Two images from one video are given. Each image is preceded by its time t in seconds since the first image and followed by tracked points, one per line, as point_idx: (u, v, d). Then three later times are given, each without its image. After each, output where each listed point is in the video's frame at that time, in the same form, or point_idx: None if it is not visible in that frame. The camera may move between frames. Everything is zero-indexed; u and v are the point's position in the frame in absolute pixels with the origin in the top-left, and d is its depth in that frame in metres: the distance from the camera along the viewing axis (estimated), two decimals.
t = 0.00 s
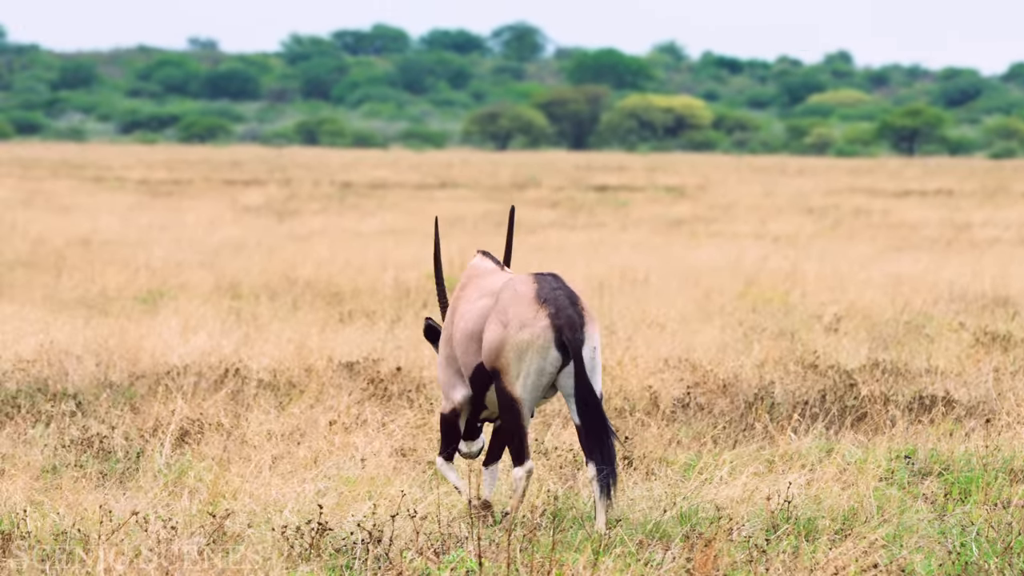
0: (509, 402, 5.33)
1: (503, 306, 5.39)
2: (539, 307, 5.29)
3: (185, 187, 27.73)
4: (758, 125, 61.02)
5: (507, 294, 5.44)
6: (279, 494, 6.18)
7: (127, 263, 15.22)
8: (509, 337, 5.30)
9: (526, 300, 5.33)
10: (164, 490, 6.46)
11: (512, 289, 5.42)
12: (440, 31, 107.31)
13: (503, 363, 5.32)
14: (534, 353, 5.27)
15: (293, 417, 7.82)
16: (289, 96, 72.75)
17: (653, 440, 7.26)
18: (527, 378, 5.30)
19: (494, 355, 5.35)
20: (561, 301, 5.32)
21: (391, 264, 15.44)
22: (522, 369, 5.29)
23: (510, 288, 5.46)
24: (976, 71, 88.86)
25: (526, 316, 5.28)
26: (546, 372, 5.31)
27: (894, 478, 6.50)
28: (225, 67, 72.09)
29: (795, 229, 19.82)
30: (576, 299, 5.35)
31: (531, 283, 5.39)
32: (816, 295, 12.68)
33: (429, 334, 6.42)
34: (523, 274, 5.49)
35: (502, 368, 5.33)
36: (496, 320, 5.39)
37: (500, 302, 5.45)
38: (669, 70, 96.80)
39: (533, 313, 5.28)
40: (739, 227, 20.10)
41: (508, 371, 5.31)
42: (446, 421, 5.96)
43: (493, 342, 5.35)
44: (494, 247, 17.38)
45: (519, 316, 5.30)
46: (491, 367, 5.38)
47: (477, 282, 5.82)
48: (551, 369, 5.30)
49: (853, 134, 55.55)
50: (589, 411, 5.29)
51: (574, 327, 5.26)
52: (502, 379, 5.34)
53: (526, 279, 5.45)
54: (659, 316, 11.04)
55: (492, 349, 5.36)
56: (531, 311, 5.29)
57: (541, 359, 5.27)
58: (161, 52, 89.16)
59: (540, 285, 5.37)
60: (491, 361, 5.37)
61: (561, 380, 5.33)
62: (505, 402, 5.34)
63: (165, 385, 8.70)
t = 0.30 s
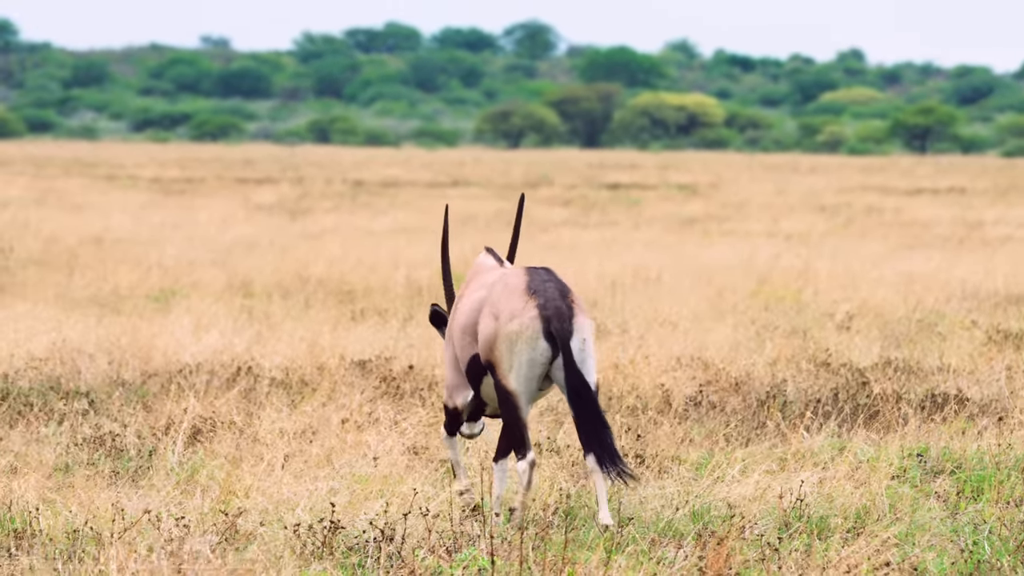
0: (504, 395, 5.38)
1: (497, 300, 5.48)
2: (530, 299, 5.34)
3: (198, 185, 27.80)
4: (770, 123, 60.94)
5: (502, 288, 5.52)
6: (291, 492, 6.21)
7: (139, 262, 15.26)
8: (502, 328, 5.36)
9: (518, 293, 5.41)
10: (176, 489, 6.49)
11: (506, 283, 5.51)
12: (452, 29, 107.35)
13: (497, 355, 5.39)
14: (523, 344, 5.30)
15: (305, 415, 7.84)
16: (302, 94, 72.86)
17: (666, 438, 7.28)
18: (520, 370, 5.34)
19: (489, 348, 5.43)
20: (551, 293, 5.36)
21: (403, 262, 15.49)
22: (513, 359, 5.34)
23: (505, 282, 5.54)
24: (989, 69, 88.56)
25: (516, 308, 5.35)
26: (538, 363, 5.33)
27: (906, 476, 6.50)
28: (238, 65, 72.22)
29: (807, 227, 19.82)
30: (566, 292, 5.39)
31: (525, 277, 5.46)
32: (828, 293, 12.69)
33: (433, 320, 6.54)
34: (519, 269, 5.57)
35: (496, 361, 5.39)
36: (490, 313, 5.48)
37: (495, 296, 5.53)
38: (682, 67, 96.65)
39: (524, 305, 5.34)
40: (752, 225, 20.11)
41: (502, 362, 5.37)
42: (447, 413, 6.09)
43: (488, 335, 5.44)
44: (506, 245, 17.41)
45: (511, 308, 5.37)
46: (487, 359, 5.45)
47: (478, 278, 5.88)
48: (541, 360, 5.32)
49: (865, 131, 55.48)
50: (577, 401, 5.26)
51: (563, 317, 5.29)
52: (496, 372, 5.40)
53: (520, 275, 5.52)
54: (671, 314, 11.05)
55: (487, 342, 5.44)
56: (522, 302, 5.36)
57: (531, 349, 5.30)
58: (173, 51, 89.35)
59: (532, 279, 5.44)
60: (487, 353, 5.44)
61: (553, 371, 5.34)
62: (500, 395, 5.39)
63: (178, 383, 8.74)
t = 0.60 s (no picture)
0: (504, 391, 5.42)
1: (494, 297, 5.53)
2: (524, 294, 5.39)
3: (208, 184, 27.86)
4: (781, 122, 60.85)
5: (500, 285, 5.57)
6: (301, 491, 6.23)
7: (150, 260, 15.31)
8: (499, 324, 5.41)
9: (513, 289, 5.46)
10: (187, 487, 6.52)
11: (503, 281, 5.56)
12: (463, 28, 107.39)
13: (495, 351, 5.43)
14: (518, 338, 5.35)
15: (316, 414, 7.86)
16: (312, 93, 72.96)
17: (676, 437, 7.28)
18: (517, 365, 5.38)
19: (488, 345, 5.48)
20: (546, 288, 5.39)
21: (413, 261, 15.51)
22: (509, 356, 5.38)
23: (503, 279, 5.59)
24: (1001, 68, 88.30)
25: (511, 303, 5.40)
26: (534, 358, 5.36)
27: (917, 475, 6.50)
28: (248, 64, 72.35)
29: (818, 226, 19.80)
30: (560, 285, 5.43)
31: (520, 273, 5.51)
32: (839, 291, 12.67)
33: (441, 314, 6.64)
34: (517, 265, 5.62)
35: (494, 357, 5.44)
36: (489, 309, 5.53)
37: (493, 293, 5.59)
38: (692, 66, 96.52)
39: (518, 300, 5.39)
40: (762, 224, 20.10)
41: (499, 358, 5.42)
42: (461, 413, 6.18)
43: (486, 332, 5.51)
44: (516, 243, 17.41)
45: (507, 303, 5.42)
46: (486, 355, 5.51)
47: (482, 277, 5.95)
48: (537, 355, 5.35)
49: (876, 130, 55.35)
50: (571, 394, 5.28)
51: (557, 311, 5.31)
52: (495, 368, 5.45)
53: (517, 271, 5.57)
54: (681, 313, 11.06)
55: (486, 338, 5.49)
56: (516, 298, 5.41)
57: (526, 344, 5.34)
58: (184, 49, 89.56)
59: (528, 275, 5.49)
60: (486, 350, 5.50)
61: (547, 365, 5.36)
62: (501, 391, 5.44)
63: (189, 381, 8.77)
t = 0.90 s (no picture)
0: (507, 390, 5.55)
1: (493, 299, 5.70)
2: (521, 293, 5.57)
3: (222, 184, 27.94)
4: (794, 122, 60.75)
5: (498, 287, 5.75)
6: (314, 491, 6.26)
7: (163, 261, 15.38)
8: (498, 324, 5.58)
9: (511, 288, 5.64)
10: (200, 488, 6.55)
11: (500, 283, 5.74)
12: (476, 29, 107.42)
13: (496, 351, 5.58)
14: (518, 336, 5.50)
15: (329, 414, 7.89)
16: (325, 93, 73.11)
17: (689, 438, 7.29)
18: (518, 362, 5.51)
19: (489, 345, 5.63)
20: (543, 286, 5.59)
21: (426, 261, 15.54)
22: (509, 354, 5.52)
23: (500, 282, 5.77)
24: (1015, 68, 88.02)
25: (509, 302, 5.57)
26: (534, 355, 5.51)
27: (931, 475, 6.50)
28: (262, 64, 72.52)
29: (831, 226, 19.78)
30: (557, 283, 5.62)
31: (517, 274, 5.70)
32: (852, 292, 12.67)
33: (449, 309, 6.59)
34: (513, 268, 5.80)
35: (496, 357, 5.58)
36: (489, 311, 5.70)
37: (493, 296, 5.76)
38: (705, 66, 96.39)
39: (516, 299, 5.56)
40: (775, 224, 20.08)
41: (500, 358, 5.56)
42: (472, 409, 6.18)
43: (488, 334, 5.66)
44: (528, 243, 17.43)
45: (505, 304, 5.59)
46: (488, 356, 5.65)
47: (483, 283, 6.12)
48: (537, 351, 5.50)
49: (889, 131, 55.25)
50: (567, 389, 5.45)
51: (553, 309, 5.49)
52: (497, 368, 5.58)
53: (514, 272, 5.76)
54: (694, 314, 11.07)
55: (487, 339, 5.65)
56: (513, 297, 5.58)
57: (525, 341, 5.49)
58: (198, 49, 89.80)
59: (524, 276, 5.67)
60: (487, 351, 5.65)
61: (543, 361, 5.51)
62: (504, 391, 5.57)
63: (202, 382, 8.81)
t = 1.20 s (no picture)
0: (510, 392, 5.60)
1: (500, 302, 5.76)
2: (526, 298, 5.61)
3: (234, 186, 28.02)
4: (807, 124, 60.65)
5: (505, 290, 5.79)
6: (326, 494, 6.29)
7: (175, 263, 15.45)
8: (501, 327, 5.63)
9: (517, 293, 5.68)
10: (212, 490, 6.59)
11: (507, 286, 5.79)
12: (488, 31, 107.46)
13: (499, 353, 5.64)
14: (520, 339, 5.55)
15: (341, 416, 7.93)
16: (337, 95, 73.27)
17: (701, 440, 7.31)
18: (520, 365, 5.56)
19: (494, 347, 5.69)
20: (547, 291, 5.62)
21: (438, 263, 15.57)
22: (511, 357, 5.58)
23: (508, 285, 5.82)
24: None
25: (514, 306, 5.62)
26: (537, 359, 5.55)
27: (942, 477, 6.50)
28: (274, 66, 72.71)
29: (843, 228, 19.75)
30: (561, 289, 5.66)
31: (523, 278, 5.74)
32: (864, 294, 12.66)
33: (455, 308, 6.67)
34: (522, 270, 5.85)
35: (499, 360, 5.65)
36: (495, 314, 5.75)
37: (500, 299, 5.81)
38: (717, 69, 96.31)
39: (520, 304, 5.61)
40: (788, 226, 20.07)
41: (503, 361, 5.61)
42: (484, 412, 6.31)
43: (494, 337, 5.73)
44: (539, 245, 17.46)
45: (510, 307, 5.64)
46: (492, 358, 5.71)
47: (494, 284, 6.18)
48: (539, 356, 5.54)
49: (901, 133, 55.13)
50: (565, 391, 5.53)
51: (556, 314, 5.54)
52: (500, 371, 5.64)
53: (522, 275, 5.81)
54: (706, 316, 11.09)
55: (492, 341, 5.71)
56: (518, 302, 5.63)
57: (528, 346, 5.54)
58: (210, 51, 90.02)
59: (530, 280, 5.71)
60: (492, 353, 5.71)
61: (544, 365, 5.55)
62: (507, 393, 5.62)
63: (214, 384, 8.85)
